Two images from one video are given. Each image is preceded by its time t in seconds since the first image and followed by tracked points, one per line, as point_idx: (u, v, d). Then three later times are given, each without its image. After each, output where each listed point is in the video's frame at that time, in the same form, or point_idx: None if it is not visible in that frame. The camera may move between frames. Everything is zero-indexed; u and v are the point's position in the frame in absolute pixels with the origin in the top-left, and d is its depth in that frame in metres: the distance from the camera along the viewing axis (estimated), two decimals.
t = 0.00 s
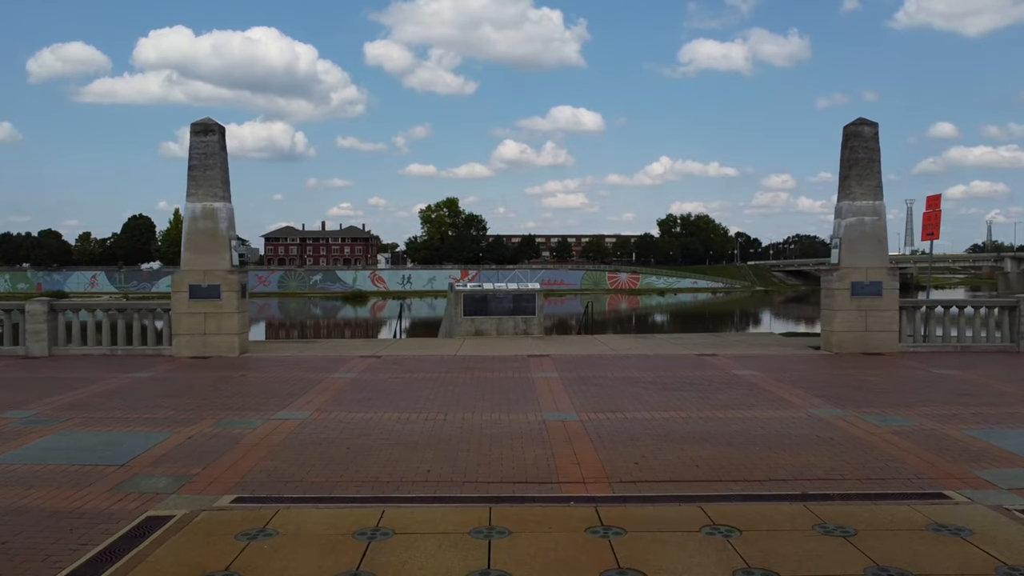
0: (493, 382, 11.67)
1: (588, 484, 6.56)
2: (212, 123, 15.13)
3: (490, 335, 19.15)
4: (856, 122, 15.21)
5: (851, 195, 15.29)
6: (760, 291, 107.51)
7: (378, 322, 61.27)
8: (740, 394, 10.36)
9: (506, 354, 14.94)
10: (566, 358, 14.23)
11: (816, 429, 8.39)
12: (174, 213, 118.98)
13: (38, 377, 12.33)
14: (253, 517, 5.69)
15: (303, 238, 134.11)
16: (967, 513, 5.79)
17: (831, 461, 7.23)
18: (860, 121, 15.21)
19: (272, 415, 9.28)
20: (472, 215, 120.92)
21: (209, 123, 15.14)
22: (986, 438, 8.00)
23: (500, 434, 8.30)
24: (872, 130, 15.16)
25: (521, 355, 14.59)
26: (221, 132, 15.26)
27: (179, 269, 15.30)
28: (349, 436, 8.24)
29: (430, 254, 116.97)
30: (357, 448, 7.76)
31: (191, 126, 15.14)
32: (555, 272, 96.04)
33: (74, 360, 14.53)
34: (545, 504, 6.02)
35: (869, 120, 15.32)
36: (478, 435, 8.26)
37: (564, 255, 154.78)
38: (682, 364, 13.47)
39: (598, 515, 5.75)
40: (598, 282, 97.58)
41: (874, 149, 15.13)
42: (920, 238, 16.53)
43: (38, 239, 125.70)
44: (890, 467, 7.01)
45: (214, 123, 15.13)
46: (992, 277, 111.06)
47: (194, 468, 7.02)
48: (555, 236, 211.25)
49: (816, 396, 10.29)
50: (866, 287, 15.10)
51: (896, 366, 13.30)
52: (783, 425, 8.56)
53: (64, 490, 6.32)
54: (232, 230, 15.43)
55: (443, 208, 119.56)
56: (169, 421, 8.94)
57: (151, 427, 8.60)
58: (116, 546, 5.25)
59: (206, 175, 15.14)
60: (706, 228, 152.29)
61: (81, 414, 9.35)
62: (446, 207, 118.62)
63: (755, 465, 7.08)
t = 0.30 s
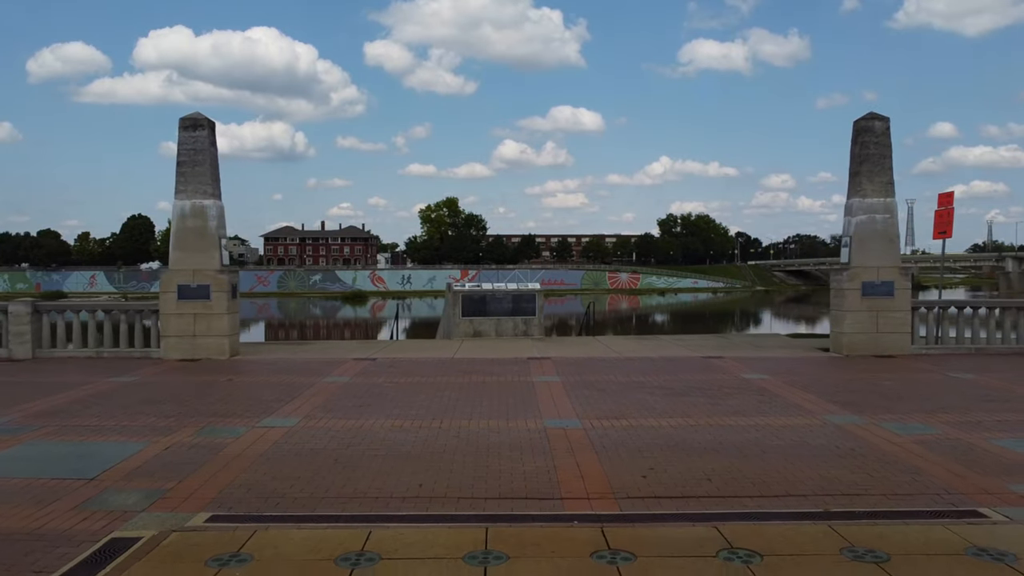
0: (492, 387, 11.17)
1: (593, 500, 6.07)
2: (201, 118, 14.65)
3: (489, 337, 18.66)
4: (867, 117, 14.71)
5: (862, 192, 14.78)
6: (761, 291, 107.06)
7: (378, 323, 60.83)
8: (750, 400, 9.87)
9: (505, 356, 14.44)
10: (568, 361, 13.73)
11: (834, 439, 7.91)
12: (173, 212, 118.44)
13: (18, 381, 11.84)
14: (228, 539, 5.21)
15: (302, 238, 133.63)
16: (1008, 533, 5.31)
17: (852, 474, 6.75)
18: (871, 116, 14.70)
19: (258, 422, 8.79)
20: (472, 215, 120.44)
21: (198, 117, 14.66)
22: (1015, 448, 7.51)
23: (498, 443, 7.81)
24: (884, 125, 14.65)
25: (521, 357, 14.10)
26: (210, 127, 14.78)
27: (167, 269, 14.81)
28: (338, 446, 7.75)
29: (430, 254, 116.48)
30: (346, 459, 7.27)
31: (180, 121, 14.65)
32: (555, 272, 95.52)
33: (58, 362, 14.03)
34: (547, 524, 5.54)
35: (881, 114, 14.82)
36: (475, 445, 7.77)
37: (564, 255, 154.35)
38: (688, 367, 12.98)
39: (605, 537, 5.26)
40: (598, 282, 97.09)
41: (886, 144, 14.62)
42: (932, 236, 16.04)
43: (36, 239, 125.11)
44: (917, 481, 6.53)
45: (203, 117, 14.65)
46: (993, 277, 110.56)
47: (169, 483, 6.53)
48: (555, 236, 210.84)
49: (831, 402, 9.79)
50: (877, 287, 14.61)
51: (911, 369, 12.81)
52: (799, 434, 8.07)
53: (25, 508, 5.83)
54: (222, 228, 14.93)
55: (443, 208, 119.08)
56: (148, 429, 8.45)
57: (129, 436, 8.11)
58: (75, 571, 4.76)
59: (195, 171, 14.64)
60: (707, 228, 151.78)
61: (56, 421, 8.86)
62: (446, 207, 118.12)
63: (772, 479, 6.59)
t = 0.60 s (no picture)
0: (490, 392, 10.70)
1: (600, 520, 5.60)
2: (190, 113, 14.18)
3: (488, 339, 18.19)
4: (878, 111, 14.22)
5: (873, 189, 14.28)
6: (761, 291, 106.68)
7: (379, 322, 60.36)
8: (762, 406, 9.39)
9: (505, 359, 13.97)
10: (569, 364, 13.26)
11: (855, 449, 7.43)
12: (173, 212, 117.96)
13: None
14: (200, 566, 4.73)
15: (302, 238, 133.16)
16: None
17: (877, 489, 6.27)
18: (883, 110, 14.22)
19: (243, 431, 8.31)
20: (472, 214, 119.98)
21: (187, 112, 14.19)
22: None
23: (497, 455, 7.33)
24: (896, 120, 14.17)
25: (522, 360, 13.62)
26: (200, 123, 14.32)
27: (155, 269, 14.32)
28: (326, 457, 7.27)
29: (430, 254, 116.01)
30: (335, 472, 6.80)
31: (168, 116, 14.17)
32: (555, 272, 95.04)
33: (42, 365, 13.56)
34: (550, 548, 5.06)
35: (892, 109, 14.33)
36: (472, 457, 7.29)
37: (564, 255, 153.91)
38: (694, 371, 12.50)
39: (614, 563, 4.79)
40: (598, 282, 96.64)
41: (898, 140, 14.13)
42: (944, 234, 15.57)
43: (35, 239, 124.59)
44: (948, 497, 6.05)
45: (192, 112, 14.18)
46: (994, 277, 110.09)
47: (142, 500, 6.05)
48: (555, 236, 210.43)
49: (847, 408, 9.31)
50: (889, 288, 14.14)
51: (926, 373, 12.33)
52: (817, 444, 7.59)
53: None
54: (212, 227, 14.46)
55: (443, 208, 118.63)
56: (126, 438, 7.96)
57: (104, 446, 7.63)
58: None
59: (184, 168, 14.14)
60: (707, 228, 151.36)
61: (30, 429, 8.38)
62: (446, 207, 117.68)
63: (792, 495, 6.12)
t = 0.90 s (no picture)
0: (489, 397, 10.22)
1: (607, 541, 5.12)
2: (179, 107, 13.73)
3: (488, 340, 17.72)
4: (891, 106, 13.78)
5: (886, 186, 13.81)
6: (762, 291, 106.19)
7: (378, 322, 59.93)
8: (775, 413, 8.91)
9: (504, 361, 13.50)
10: (571, 367, 12.79)
11: (878, 461, 6.95)
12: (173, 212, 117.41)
13: None
14: None
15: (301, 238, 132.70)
16: None
17: (907, 506, 5.80)
18: (895, 105, 13.78)
19: (227, 440, 7.83)
20: (472, 214, 119.56)
21: (176, 107, 13.74)
22: None
23: (496, 467, 6.85)
24: (908, 114, 13.73)
25: (522, 363, 13.16)
26: (189, 117, 13.86)
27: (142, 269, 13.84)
28: (312, 468, 6.79)
29: (429, 254, 115.55)
30: (321, 486, 6.32)
31: (156, 111, 13.70)
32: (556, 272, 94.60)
33: (24, 368, 13.08)
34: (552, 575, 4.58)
35: (905, 103, 13.89)
36: (469, 469, 6.81)
37: (564, 255, 153.50)
38: (702, 374, 12.02)
39: None
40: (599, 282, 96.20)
41: (911, 135, 13.68)
42: (958, 233, 15.11)
43: (36, 241, 124.21)
44: (985, 516, 5.57)
45: (181, 107, 13.73)
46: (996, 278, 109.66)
47: (109, 519, 5.57)
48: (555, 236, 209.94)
49: (864, 415, 8.83)
50: (901, 288, 13.68)
51: (942, 376, 11.85)
52: (836, 455, 7.12)
53: None
54: (201, 225, 13.98)
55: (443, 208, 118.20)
56: (102, 448, 7.49)
57: (77, 457, 7.15)
58: None
59: (172, 164, 13.66)
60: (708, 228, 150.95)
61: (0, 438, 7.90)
62: (446, 207, 117.27)
63: (815, 513, 5.64)
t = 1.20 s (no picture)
0: (486, 402, 9.75)
1: (614, 567, 4.66)
2: (166, 101, 13.26)
3: (486, 342, 17.26)
4: (903, 99, 13.31)
5: (898, 183, 13.33)
6: (761, 291, 105.84)
7: (377, 322, 59.45)
8: (788, 420, 8.44)
9: (503, 364, 13.03)
10: (573, 370, 12.33)
11: (902, 472, 6.48)
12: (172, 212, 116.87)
13: None
14: None
15: (301, 238, 132.27)
16: None
17: (939, 525, 5.33)
18: (908, 98, 13.31)
19: (207, 450, 7.36)
20: (472, 214, 119.14)
21: (163, 100, 13.26)
22: None
23: (493, 480, 6.39)
24: (922, 108, 13.25)
25: (521, 366, 12.70)
26: (177, 112, 13.40)
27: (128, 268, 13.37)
28: (296, 482, 6.33)
29: (429, 254, 115.06)
30: (304, 502, 5.85)
31: (143, 105, 13.22)
32: (556, 272, 94.17)
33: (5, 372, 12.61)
34: None
35: (918, 97, 13.42)
36: (464, 482, 6.36)
37: (565, 255, 153.11)
38: (708, 378, 11.56)
39: None
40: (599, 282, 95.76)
41: (924, 130, 13.20)
42: (972, 231, 14.64)
43: (35, 241, 123.78)
44: None
45: (168, 100, 13.26)
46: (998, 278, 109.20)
47: (70, 541, 5.10)
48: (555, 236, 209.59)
49: (883, 423, 8.36)
50: (914, 288, 13.21)
51: (959, 380, 11.38)
52: (858, 467, 6.66)
53: None
54: (190, 223, 13.51)
55: (443, 208, 117.82)
56: (73, 459, 7.02)
57: (45, 469, 6.68)
58: None
59: (160, 159, 13.18)
60: (708, 228, 150.59)
61: None
62: (445, 207, 116.82)
63: (841, 533, 5.17)
